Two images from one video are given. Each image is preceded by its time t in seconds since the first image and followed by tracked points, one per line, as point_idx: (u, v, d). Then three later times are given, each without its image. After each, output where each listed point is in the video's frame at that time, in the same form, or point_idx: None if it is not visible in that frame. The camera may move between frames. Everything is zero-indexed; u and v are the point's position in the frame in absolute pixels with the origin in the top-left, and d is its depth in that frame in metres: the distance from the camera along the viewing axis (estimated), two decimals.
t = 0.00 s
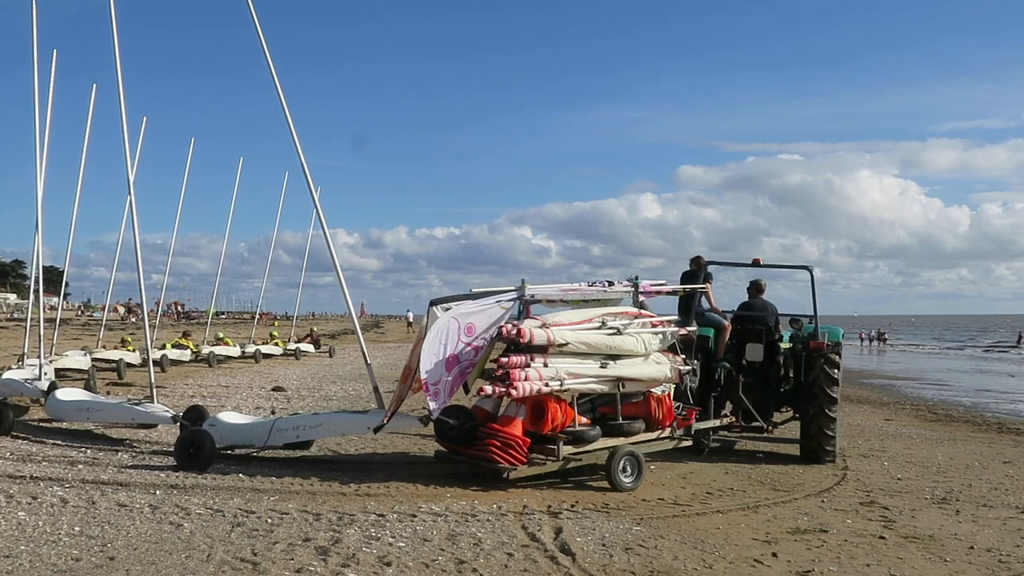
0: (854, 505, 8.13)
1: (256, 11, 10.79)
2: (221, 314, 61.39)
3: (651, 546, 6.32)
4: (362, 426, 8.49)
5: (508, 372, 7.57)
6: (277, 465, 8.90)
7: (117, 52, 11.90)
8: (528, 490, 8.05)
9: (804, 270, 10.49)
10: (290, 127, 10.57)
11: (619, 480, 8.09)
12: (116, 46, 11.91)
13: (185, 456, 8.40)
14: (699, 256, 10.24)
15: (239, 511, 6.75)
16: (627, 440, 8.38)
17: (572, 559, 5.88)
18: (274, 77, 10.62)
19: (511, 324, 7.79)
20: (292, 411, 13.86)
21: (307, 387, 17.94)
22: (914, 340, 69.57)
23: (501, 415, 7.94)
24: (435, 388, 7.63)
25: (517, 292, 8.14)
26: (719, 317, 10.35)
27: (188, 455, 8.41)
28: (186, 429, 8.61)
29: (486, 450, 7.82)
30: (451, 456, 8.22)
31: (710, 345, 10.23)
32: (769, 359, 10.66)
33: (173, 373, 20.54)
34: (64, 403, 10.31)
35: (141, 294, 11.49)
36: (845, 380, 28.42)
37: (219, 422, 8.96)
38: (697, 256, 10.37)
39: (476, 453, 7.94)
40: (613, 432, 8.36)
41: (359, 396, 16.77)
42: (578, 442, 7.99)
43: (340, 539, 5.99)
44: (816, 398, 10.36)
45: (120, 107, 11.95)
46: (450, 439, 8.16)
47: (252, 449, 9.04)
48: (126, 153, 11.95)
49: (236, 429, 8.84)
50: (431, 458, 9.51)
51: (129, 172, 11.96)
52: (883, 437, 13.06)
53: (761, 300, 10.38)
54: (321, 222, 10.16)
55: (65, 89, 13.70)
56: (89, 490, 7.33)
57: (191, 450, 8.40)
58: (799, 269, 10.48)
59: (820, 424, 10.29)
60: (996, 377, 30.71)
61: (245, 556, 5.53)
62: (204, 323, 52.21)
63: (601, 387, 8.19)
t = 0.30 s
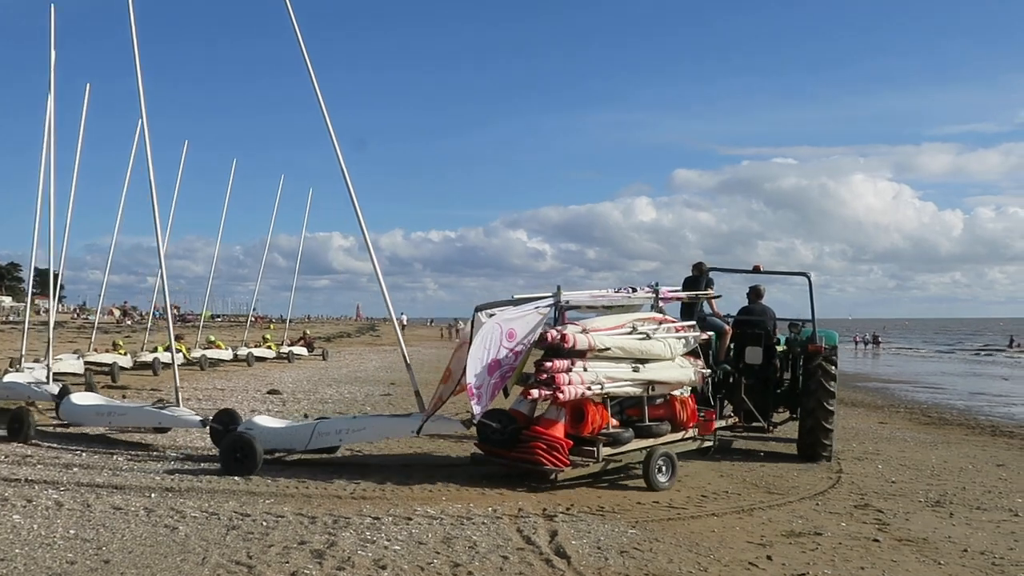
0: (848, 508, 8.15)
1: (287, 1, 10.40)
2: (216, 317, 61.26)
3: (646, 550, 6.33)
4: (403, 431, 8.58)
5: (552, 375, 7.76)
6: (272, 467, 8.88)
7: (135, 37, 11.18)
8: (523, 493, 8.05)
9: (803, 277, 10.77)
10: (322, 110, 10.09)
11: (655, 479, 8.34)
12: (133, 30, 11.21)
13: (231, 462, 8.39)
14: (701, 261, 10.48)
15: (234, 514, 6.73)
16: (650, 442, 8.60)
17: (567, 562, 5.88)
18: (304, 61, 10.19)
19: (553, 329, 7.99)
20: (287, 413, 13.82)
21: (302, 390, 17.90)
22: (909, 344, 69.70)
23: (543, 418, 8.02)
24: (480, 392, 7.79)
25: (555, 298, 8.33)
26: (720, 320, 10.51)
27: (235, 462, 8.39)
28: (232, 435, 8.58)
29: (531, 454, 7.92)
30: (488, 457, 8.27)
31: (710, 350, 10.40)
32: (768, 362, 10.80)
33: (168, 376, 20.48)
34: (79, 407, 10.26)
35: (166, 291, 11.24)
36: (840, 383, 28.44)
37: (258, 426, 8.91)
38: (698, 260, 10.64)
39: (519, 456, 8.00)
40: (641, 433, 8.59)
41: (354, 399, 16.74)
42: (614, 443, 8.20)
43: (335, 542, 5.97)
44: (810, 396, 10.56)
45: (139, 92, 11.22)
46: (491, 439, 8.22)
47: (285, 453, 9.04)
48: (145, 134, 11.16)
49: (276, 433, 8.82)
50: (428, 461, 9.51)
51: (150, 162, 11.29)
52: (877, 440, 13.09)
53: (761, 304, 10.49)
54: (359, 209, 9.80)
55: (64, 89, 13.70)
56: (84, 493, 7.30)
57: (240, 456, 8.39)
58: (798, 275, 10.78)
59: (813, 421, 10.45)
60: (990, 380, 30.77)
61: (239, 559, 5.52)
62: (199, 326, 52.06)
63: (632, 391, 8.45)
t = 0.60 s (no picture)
0: (837, 513, 8.17)
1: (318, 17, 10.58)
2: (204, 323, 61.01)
3: (636, 555, 6.33)
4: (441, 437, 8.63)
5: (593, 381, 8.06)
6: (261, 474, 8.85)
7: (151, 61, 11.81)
8: (513, 499, 8.04)
9: (794, 285, 11.22)
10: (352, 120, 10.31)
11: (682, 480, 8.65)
12: (148, 54, 11.82)
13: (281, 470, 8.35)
14: (696, 272, 10.72)
15: (223, 521, 6.70)
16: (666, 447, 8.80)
17: (556, 568, 5.87)
18: (336, 75, 10.39)
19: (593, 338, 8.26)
20: (276, 420, 13.78)
21: (292, 397, 17.83)
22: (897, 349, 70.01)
23: (580, 422, 8.28)
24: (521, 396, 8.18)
25: (587, 306, 8.69)
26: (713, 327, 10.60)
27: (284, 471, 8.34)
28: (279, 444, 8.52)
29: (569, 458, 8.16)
30: (523, 460, 8.47)
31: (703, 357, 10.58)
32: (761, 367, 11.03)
33: (156, 383, 20.39)
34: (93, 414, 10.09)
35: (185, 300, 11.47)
36: (829, 389, 28.49)
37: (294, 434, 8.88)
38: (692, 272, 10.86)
39: (557, 460, 8.23)
40: (665, 437, 8.88)
41: (344, 406, 16.71)
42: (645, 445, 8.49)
43: (324, 548, 5.96)
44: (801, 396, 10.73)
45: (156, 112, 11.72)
46: (530, 443, 8.45)
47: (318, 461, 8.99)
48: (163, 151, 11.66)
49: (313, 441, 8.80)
50: (419, 468, 9.49)
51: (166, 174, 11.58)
52: (866, 446, 13.15)
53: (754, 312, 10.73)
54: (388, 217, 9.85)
55: (59, 98, 13.76)
56: (71, 500, 7.26)
57: (288, 464, 8.35)
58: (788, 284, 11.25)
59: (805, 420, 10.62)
60: (978, 386, 30.87)
61: (227, 566, 5.50)
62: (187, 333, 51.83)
63: (659, 396, 8.77)
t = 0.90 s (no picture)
0: (836, 516, 8.18)
1: (353, 21, 10.52)
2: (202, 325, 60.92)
3: (634, 559, 6.33)
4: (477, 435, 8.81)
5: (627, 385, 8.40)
6: (260, 476, 8.85)
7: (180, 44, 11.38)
8: (511, 503, 8.04)
9: (793, 290, 11.60)
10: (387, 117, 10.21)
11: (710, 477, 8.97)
12: (179, 39, 11.39)
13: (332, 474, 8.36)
14: (697, 276, 10.78)
15: (221, 524, 6.69)
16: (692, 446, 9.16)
17: (555, 571, 5.87)
18: (373, 77, 10.34)
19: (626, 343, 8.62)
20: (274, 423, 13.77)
21: (290, 399, 17.82)
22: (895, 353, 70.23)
23: (612, 425, 8.61)
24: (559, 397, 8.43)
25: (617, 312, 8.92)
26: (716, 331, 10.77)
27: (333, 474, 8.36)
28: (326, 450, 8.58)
29: (604, 459, 8.48)
30: (557, 462, 8.80)
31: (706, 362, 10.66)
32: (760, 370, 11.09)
33: (153, 385, 20.34)
34: (118, 421, 9.99)
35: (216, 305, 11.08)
36: (827, 392, 28.48)
37: (334, 438, 8.91)
38: (695, 275, 10.88)
39: (592, 461, 8.55)
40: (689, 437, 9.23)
41: (342, 409, 16.70)
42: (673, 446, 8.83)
43: (323, 552, 5.95)
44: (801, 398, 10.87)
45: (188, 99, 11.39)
46: (566, 446, 8.78)
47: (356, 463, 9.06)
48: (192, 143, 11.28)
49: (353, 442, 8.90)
50: (418, 470, 9.49)
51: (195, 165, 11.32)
52: (864, 449, 13.17)
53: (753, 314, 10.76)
54: (427, 218, 9.80)
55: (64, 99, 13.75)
56: (69, 503, 7.25)
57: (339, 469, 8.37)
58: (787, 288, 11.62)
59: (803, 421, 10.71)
60: (976, 389, 30.83)
61: (226, 569, 5.49)
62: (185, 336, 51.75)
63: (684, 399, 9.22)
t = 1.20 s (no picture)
0: (835, 520, 8.18)
1: (395, 27, 10.45)
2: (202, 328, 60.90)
3: (634, 563, 6.32)
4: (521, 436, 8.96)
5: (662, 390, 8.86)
6: (260, 480, 8.84)
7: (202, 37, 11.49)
8: (510, 506, 8.04)
9: (791, 297, 11.73)
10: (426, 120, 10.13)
11: (737, 476, 9.32)
12: (201, 37, 11.49)
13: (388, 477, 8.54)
14: (700, 283, 10.87)
15: (220, 527, 6.68)
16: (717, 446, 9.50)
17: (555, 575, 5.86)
18: (413, 79, 10.22)
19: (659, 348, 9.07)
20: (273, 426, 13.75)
21: (289, 403, 17.80)
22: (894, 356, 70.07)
23: (647, 427, 9.02)
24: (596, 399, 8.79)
25: (646, 319, 9.47)
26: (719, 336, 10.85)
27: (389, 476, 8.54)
28: (380, 453, 8.73)
29: (639, 458, 8.84)
30: (592, 463, 9.21)
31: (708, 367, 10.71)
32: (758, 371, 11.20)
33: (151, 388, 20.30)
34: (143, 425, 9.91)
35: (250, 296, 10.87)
36: (826, 396, 28.43)
37: (380, 443, 8.90)
38: (696, 283, 10.96)
39: (629, 462, 8.92)
40: (713, 439, 9.59)
41: (341, 412, 16.69)
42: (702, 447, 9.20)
43: (321, 555, 5.94)
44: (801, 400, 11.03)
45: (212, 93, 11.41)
46: (602, 447, 9.18)
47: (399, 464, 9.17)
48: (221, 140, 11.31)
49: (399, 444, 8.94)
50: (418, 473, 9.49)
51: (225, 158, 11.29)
52: (863, 453, 13.16)
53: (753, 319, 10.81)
54: (467, 225, 9.72)
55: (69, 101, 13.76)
56: (68, 506, 7.24)
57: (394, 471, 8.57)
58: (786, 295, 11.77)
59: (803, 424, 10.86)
60: (975, 393, 30.78)
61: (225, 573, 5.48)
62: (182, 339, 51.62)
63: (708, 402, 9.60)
